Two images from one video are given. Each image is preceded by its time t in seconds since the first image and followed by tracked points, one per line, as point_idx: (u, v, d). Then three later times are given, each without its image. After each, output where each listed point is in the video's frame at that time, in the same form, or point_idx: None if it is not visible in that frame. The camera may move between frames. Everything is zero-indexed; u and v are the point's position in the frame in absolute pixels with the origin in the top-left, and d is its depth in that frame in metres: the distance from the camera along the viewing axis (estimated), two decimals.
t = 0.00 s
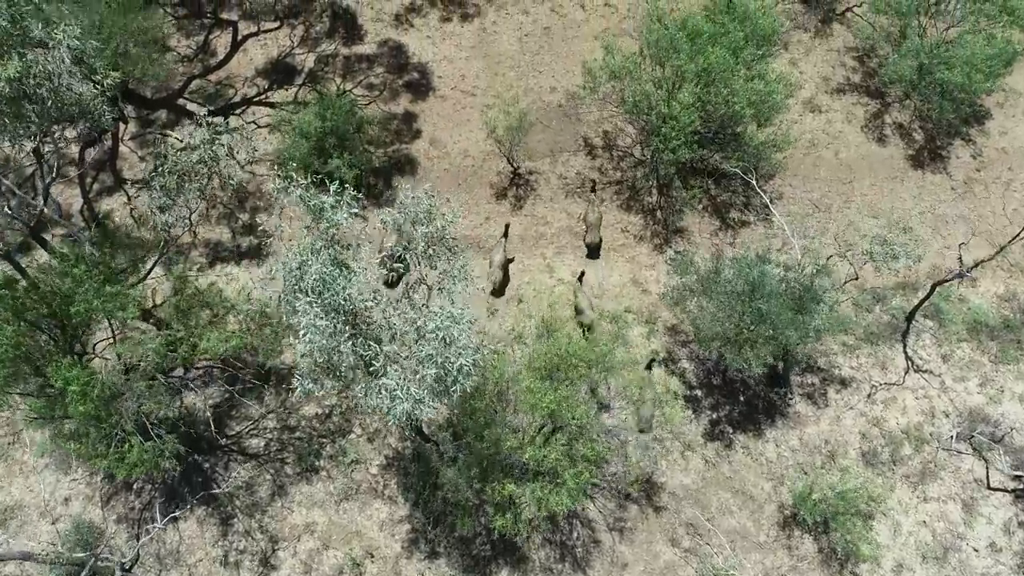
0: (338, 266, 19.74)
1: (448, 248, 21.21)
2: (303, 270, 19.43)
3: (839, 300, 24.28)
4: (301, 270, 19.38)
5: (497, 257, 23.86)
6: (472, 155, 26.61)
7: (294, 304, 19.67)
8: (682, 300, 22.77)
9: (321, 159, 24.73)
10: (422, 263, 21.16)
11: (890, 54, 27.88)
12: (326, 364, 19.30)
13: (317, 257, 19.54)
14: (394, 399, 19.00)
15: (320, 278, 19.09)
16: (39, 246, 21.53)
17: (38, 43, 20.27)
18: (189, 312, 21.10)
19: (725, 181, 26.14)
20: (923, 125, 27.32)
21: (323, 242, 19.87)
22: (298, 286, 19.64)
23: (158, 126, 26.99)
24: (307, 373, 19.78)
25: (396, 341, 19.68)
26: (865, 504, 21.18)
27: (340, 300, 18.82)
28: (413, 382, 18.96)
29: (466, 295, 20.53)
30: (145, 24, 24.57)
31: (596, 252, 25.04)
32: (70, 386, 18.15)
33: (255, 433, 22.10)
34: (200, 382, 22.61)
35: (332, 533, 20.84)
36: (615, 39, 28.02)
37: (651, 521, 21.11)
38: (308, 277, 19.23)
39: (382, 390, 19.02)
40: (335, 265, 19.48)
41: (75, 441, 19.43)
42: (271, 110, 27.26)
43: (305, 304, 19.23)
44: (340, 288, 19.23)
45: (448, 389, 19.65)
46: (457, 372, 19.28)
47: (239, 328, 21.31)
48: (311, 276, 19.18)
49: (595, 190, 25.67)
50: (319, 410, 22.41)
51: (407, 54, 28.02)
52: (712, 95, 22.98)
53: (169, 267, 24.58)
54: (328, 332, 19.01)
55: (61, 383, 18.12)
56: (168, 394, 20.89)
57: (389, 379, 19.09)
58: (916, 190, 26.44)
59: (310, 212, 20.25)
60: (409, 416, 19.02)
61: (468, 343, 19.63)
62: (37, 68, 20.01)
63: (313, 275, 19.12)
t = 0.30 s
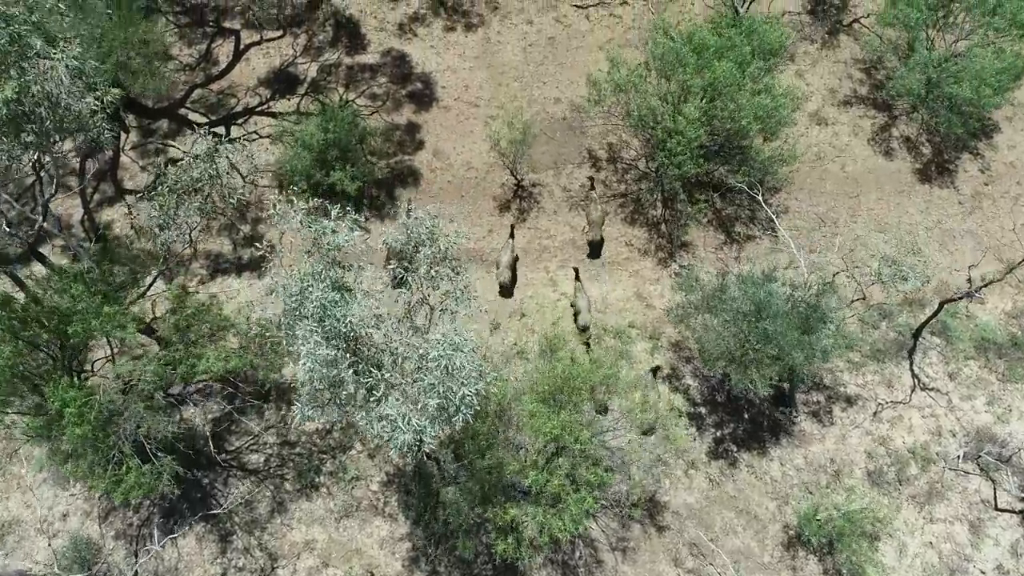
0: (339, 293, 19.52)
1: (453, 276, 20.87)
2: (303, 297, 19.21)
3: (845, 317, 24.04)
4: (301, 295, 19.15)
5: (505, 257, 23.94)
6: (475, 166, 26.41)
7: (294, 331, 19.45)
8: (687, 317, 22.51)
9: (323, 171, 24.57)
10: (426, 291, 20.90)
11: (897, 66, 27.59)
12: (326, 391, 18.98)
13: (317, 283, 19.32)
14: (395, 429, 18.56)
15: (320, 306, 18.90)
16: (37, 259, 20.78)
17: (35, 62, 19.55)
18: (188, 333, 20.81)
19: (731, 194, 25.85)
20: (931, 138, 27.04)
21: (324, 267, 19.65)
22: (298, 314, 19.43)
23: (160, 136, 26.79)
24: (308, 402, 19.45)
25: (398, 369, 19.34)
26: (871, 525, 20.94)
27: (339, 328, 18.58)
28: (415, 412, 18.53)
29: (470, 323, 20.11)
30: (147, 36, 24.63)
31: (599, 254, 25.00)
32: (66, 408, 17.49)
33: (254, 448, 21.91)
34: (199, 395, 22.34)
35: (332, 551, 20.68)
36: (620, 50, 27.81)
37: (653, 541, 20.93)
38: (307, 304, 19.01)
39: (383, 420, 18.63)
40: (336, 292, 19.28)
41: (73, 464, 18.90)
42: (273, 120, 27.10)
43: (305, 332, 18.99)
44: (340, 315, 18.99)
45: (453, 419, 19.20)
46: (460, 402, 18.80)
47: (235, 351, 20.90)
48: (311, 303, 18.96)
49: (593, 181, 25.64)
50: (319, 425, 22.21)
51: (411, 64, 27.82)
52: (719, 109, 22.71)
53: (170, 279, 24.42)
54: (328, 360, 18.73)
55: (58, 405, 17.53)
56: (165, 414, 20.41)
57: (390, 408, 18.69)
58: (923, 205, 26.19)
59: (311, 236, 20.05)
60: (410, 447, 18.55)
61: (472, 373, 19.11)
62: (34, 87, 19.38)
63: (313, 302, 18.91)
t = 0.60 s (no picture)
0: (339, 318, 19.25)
1: (455, 300, 20.58)
2: (302, 322, 18.90)
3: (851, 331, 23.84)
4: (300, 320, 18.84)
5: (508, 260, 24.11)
6: (478, 177, 26.19)
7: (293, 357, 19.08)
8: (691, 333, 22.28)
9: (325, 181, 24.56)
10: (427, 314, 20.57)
11: (903, 76, 27.36)
12: (324, 417, 18.46)
13: (317, 309, 19.05)
14: (395, 457, 17.97)
15: (320, 331, 18.62)
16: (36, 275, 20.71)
17: (32, 80, 19.27)
18: (186, 351, 20.08)
19: (735, 206, 25.60)
20: (937, 150, 26.81)
21: (324, 291, 19.39)
22: (297, 340, 19.07)
23: (160, 145, 26.57)
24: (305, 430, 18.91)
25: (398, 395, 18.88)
26: (876, 543, 20.74)
27: (339, 353, 18.23)
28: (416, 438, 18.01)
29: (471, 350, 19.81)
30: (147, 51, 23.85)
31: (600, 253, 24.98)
32: (63, 429, 17.31)
33: (254, 463, 21.71)
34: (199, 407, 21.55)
35: (332, 567, 20.51)
36: (623, 60, 27.61)
37: (656, 558, 20.76)
38: (306, 330, 18.70)
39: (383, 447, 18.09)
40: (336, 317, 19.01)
41: (71, 482, 18.30)
42: (274, 130, 26.87)
43: (304, 358, 18.63)
44: (340, 340, 18.68)
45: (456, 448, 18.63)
46: (462, 429, 18.36)
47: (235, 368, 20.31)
48: (310, 328, 18.64)
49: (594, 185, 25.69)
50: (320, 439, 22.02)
51: (413, 73, 27.61)
52: (723, 122, 22.54)
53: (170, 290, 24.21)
54: (327, 386, 18.36)
55: (54, 425, 17.33)
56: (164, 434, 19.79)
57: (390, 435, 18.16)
58: (930, 218, 25.97)
59: (312, 260, 19.82)
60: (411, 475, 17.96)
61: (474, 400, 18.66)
62: (32, 105, 19.09)
63: (312, 327, 18.61)
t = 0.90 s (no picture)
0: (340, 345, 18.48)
1: (458, 323, 19.76)
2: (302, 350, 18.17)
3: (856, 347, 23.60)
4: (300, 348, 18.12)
5: (514, 259, 24.31)
6: (480, 189, 25.96)
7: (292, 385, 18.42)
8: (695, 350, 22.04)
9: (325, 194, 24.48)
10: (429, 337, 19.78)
11: (909, 89, 27.09)
12: (323, 449, 17.86)
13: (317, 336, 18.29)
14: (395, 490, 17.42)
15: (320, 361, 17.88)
16: (31, 291, 20.45)
17: (28, 101, 18.50)
18: (185, 373, 19.78)
19: (739, 219, 25.33)
20: (943, 163, 26.56)
21: (324, 317, 18.71)
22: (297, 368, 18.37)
23: (160, 156, 26.36)
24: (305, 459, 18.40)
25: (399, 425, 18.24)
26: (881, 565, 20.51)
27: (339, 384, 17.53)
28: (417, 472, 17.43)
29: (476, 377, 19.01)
30: (147, 67, 22.77)
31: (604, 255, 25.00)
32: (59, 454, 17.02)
33: (253, 480, 21.52)
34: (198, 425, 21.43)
35: None
36: (628, 70, 27.41)
37: None
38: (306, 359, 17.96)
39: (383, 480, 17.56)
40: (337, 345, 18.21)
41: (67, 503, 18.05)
42: (275, 141, 26.65)
43: (303, 388, 17.97)
44: (340, 370, 17.93)
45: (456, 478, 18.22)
46: (464, 461, 17.73)
47: (232, 390, 19.66)
48: (310, 358, 17.90)
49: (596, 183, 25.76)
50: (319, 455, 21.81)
51: (415, 83, 27.39)
52: (728, 137, 22.32)
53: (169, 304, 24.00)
54: (326, 418, 17.72)
55: (50, 449, 17.07)
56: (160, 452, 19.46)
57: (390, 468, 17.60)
58: (936, 232, 25.70)
59: (311, 286, 19.02)
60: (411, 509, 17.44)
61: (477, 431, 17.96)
62: (29, 127, 18.30)
63: (312, 357, 17.85)
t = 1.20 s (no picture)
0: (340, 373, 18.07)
1: (459, 342, 19.29)
2: (302, 377, 17.77)
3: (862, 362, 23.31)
4: (299, 375, 17.72)
5: (517, 261, 23.95)
6: (481, 200, 25.73)
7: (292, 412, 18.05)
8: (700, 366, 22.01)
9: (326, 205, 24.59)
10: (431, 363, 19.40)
11: (915, 100, 26.81)
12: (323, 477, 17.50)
13: (316, 363, 17.87)
14: (395, 520, 17.07)
15: (320, 388, 17.58)
16: (29, 308, 20.33)
17: (25, 121, 18.36)
18: (183, 393, 19.37)
19: (743, 231, 24.93)
20: (948, 174, 26.21)
21: (324, 340, 18.11)
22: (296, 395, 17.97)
23: (159, 166, 26.16)
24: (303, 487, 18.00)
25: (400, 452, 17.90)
26: None
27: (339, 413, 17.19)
28: (417, 502, 17.13)
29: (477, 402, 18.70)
30: (148, 80, 22.06)
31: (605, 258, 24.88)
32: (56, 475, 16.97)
33: (252, 495, 21.30)
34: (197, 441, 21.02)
35: None
36: (631, 80, 27.21)
37: None
38: (306, 386, 17.58)
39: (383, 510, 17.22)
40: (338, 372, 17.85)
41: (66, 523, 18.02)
42: (275, 151, 26.48)
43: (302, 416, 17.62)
44: (340, 398, 17.57)
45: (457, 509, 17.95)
46: (466, 491, 17.41)
47: (229, 412, 19.30)
48: (309, 385, 17.51)
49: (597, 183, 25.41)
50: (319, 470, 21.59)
51: (416, 93, 27.12)
52: (732, 150, 22.27)
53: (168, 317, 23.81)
54: (326, 446, 17.39)
55: (47, 471, 17.03)
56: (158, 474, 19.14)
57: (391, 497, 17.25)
58: (943, 245, 25.45)
59: (310, 311, 18.40)
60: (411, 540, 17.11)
61: (478, 460, 17.66)
62: (25, 147, 18.15)
63: (311, 385, 17.46)
